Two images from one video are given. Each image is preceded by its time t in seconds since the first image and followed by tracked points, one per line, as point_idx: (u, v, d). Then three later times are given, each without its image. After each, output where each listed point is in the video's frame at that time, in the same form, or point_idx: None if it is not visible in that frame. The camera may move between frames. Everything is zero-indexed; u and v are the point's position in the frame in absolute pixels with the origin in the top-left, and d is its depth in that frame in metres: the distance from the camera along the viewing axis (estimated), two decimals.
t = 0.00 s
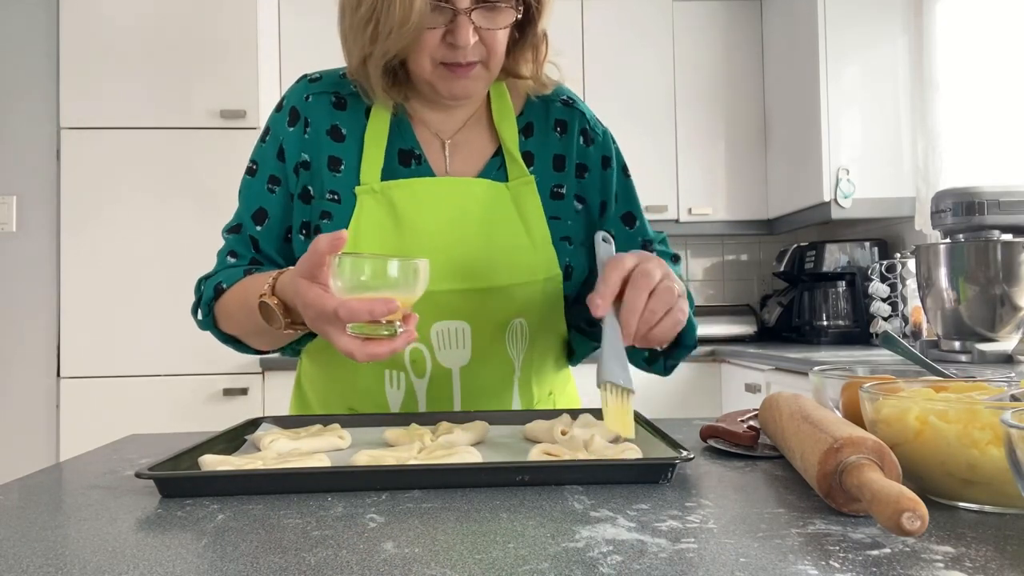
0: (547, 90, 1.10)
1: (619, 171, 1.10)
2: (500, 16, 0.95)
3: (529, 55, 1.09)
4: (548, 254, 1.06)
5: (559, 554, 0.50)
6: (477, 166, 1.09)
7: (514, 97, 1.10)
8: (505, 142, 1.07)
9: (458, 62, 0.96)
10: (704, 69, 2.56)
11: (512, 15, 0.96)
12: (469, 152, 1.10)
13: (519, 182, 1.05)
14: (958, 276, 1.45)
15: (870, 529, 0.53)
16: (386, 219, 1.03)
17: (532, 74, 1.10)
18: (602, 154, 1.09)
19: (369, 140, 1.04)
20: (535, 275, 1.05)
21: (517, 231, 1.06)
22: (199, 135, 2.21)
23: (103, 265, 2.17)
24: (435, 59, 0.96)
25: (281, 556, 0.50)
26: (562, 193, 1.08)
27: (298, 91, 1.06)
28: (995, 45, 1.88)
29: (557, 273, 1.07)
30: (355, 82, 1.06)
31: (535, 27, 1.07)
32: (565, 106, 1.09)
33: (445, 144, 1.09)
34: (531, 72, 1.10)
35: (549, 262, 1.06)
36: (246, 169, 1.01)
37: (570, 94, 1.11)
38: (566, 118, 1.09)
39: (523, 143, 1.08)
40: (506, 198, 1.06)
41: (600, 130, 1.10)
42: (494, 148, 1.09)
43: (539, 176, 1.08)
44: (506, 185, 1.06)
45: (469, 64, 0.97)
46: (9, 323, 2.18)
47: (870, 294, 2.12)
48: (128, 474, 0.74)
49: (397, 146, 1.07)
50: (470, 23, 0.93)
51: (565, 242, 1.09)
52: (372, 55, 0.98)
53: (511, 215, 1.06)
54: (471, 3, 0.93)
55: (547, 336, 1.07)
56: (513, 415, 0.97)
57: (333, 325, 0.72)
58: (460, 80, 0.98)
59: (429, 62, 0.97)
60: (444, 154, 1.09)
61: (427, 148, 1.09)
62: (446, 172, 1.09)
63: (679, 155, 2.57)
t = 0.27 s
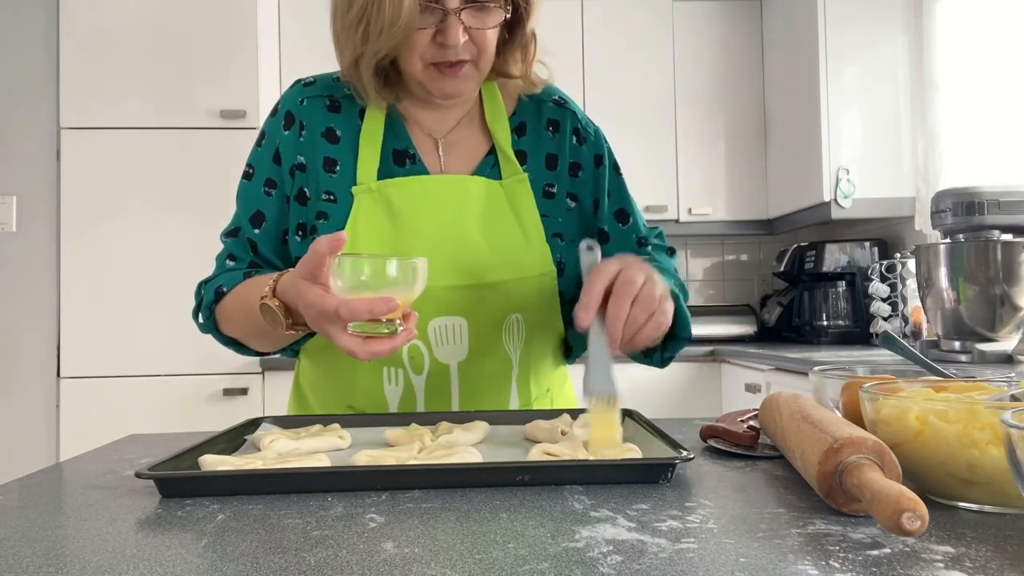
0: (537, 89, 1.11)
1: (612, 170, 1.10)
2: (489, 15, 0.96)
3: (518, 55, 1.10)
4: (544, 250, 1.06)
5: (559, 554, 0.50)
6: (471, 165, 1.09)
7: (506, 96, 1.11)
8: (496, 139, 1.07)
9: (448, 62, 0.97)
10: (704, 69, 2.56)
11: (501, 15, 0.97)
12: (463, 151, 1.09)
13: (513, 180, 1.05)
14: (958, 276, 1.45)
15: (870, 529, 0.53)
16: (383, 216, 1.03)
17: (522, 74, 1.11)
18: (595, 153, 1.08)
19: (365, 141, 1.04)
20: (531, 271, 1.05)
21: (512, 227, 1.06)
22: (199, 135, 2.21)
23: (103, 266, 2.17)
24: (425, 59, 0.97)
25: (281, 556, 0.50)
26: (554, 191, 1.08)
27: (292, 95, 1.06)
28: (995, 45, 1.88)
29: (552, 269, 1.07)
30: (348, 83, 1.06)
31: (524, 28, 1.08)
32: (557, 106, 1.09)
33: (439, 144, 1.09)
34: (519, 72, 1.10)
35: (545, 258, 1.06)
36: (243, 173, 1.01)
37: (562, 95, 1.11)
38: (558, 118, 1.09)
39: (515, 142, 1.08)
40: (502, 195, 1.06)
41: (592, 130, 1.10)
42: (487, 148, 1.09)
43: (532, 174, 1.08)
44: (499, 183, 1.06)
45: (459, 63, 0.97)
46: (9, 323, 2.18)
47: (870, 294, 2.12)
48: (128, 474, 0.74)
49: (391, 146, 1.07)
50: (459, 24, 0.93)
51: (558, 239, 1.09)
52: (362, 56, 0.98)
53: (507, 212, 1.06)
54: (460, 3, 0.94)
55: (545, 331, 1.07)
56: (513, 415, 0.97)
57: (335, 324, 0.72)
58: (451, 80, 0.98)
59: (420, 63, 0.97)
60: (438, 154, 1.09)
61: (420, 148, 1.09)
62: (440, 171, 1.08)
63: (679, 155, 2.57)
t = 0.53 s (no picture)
0: (534, 91, 1.11)
1: (606, 171, 1.10)
2: (486, 17, 0.96)
3: (515, 57, 1.10)
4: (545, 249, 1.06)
5: (559, 554, 0.50)
6: (470, 165, 1.09)
7: (504, 98, 1.10)
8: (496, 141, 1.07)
9: (445, 64, 0.97)
10: (704, 69, 2.56)
11: (497, 16, 0.97)
12: (460, 152, 1.09)
13: (512, 181, 1.05)
14: (958, 276, 1.45)
15: (870, 529, 0.53)
16: (385, 216, 1.03)
17: (519, 75, 1.11)
18: (590, 155, 1.09)
19: (366, 142, 1.05)
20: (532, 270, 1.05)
21: (513, 227, 1.06)
22: (199, 135, 2.21)
23: (103, 266, 2.17)
24: (423, 60, 0.97)
25: (282, 557, 0.50)
26: (553, 192, 1.08)
27: (291, 97, 1.06)
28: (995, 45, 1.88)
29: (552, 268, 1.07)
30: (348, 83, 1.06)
31: (521, 29, 1.08)
32: (553, 109, 1.09)
33: (437, 144, 1.09)
34: (517, 74, 1.11)
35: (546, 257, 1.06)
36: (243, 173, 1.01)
37: (558, 99, 1.10)
38: (554, 120, 1.09)
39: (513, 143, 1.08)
40: (502, 195, 1.06)
41: (587, 132, 1.10)
42: (486, 148, 1.09)
43: (531, 176, 1.08)
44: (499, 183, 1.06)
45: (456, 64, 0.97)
46: (9, 323, 2.18)
47: (870, 294, 2.12)
48: (127, 474, 0.74)
49: (391, 147, 1.07)
50: (456, 25, 0.93)
51: (556, 241, 1.08)
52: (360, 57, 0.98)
53: (508, 212, 1.06)
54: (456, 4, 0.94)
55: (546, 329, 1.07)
56: (513, 415, 0.97)
57: (341, 325, 0.72)
58: (448, 81, 0.98)
59: (417, 64, 0.97)
60: (437, 154, 1.09)
61: (419, 148, 1.09)
62: (439, 171, 1.08)
63: (679, 156, 2.57)
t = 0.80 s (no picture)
0: (533, 93, 1.11)
1: (605, 174, 1.10)
2: (482, 17, 0.96)
3: (513, 58, 1.10)
4: (544, 249, 1.06)
5: (559, 554, 0.50)
6: (469, 165, 1.09)
7: (504, 99, 1.10)
8: (495, 141, 1.07)
9: (440, 63, 0.97)
10: (704, 69, 2.56)
11: (493, 16, 0.97)
12: (459, 153, 1.09)
13: (512, 181, 1.05)
14: (958, 276, 1.45)
15: (870, 529, 0.53)
16: (384, 216, 1.03)
17: (516, 78, 1.12)
18: (589, 158, 1.09)
19: (365, 143, 1.04)
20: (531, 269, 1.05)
21: (512, 227, 1.06)
22: (199, 135, 2.21)
23: (103, 266, 2.17)
24: (419, 59, 0.97)
25: (282, 556, 0.50)
26: (553, 194, 1.08)
27: (291, 97, 1.06)
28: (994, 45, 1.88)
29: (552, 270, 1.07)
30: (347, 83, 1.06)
31: (519, 31, 1.08)
32: (553, 112, 1.10)
33: (436, 145, 1.09)
34: (514, 76, 1.11)
35: (545, 257, 1.06)
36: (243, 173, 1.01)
37: (559, 100, 1.11)
38: (554, 123, 1.09)
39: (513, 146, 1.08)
40: (501, 195, 1.06)
41: (586, 135, 1.10)
42: (485, 149, 1.09)
43: (531, 177, 1.08)
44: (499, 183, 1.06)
45: (451, 63, 0.97)
46: (9, 323, 2.18)
47: (870, 294, 2.12)
48: (127, 474, 0.74)
49: (390, 147, 1.07)
50: (450, 24, 0.93)
51: (556, 243, 1.09)
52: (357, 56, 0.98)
53: (507, 212, 1.06)
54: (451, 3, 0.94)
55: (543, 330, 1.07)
56: (513, 415, 0.97)
57: (340, 324, 0.72)
58: (443, 81, 0.98)
59: (413, 63, 0.97)
60: (435, 155, 1.09)
61: (419, 150, 1.09)
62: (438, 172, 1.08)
63: (679, 156, 2.57)
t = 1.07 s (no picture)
0: (534, 94, 1.11)
1: (601, 179, 1.11)
2: (482, 18, 0.96)
3: (513, 60, 1.11)
4: (545, 250, 1.06)
5: (559, 554, 0.50)
6: (470, 166, 1.09)
7: (505, 101, 1.10)
8: (496, 142, 1.07)
9: (440, 64, 0.97)
10: (704, 69, 2.56)
11: (493, 17, 0.97)
12: (460, 153, 1.09)
13: (513, 181, 1.06)
14: (958, 276, 1.45)
15: (870, 529, 0.53)
16: (386, 216, 1.04)
17: (517, 79, 1.12)
18: (587, 161, 1.10)
19: (367, 144, 1.04)
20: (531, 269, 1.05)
21: (512, 228, 1.06)
22: (199, 135, 2.21)
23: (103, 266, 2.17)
24: (419, 60, 0.97)
25: (282, 556, 0.50)
26: (553, 194, 1.08)
27: (294, 97, 1.06)
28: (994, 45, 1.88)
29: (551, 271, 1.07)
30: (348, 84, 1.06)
31: (520, 33, 1.08)
32: (554, 113, 1.10)
33: (437, 146, 1.09)
34: (515, 78, 1.12)
35: (545, 257, 1.06)
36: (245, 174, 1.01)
37: (559, 102, 1.11)
38: (555, 124, 1.10)
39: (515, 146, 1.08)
40: (502, 196, 1.06)
41: (586, 138, 1.11)
42: (487, 149, 1.09)
43: (532, 177, 1.08)
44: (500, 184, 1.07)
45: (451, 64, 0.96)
46: (9, 323, 2.18)
47: (870, 294, 2.12)
48: (127, 474, 0.74)
49: (391, 148, 1.07)
50: (450, 25, 0.93)
51: (556, 243, 1.09)
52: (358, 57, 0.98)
53: (507, 213, 1.06)
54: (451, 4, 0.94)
55: (543, 330, 1.07)
56: (513, 415, 0.97)
57: (339, 325, 0.72)
58: (443, 82, 0.98)
59: (414, 63, 0.97)
60: (436, 154, 1.09)
61: (420, 150, 1.09)
62: (439, 172, 1.08)
63: (679, 156, 2.57)
